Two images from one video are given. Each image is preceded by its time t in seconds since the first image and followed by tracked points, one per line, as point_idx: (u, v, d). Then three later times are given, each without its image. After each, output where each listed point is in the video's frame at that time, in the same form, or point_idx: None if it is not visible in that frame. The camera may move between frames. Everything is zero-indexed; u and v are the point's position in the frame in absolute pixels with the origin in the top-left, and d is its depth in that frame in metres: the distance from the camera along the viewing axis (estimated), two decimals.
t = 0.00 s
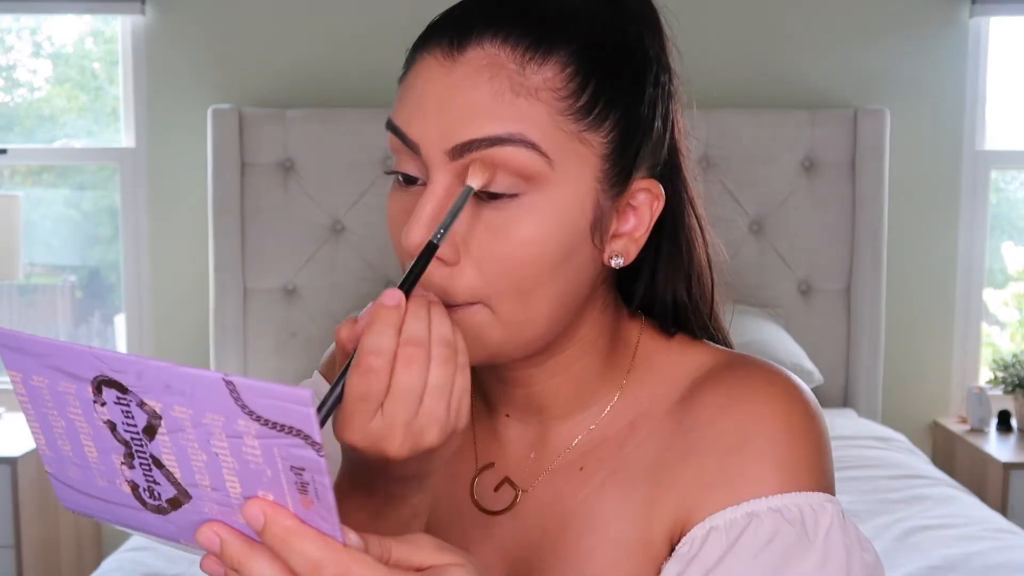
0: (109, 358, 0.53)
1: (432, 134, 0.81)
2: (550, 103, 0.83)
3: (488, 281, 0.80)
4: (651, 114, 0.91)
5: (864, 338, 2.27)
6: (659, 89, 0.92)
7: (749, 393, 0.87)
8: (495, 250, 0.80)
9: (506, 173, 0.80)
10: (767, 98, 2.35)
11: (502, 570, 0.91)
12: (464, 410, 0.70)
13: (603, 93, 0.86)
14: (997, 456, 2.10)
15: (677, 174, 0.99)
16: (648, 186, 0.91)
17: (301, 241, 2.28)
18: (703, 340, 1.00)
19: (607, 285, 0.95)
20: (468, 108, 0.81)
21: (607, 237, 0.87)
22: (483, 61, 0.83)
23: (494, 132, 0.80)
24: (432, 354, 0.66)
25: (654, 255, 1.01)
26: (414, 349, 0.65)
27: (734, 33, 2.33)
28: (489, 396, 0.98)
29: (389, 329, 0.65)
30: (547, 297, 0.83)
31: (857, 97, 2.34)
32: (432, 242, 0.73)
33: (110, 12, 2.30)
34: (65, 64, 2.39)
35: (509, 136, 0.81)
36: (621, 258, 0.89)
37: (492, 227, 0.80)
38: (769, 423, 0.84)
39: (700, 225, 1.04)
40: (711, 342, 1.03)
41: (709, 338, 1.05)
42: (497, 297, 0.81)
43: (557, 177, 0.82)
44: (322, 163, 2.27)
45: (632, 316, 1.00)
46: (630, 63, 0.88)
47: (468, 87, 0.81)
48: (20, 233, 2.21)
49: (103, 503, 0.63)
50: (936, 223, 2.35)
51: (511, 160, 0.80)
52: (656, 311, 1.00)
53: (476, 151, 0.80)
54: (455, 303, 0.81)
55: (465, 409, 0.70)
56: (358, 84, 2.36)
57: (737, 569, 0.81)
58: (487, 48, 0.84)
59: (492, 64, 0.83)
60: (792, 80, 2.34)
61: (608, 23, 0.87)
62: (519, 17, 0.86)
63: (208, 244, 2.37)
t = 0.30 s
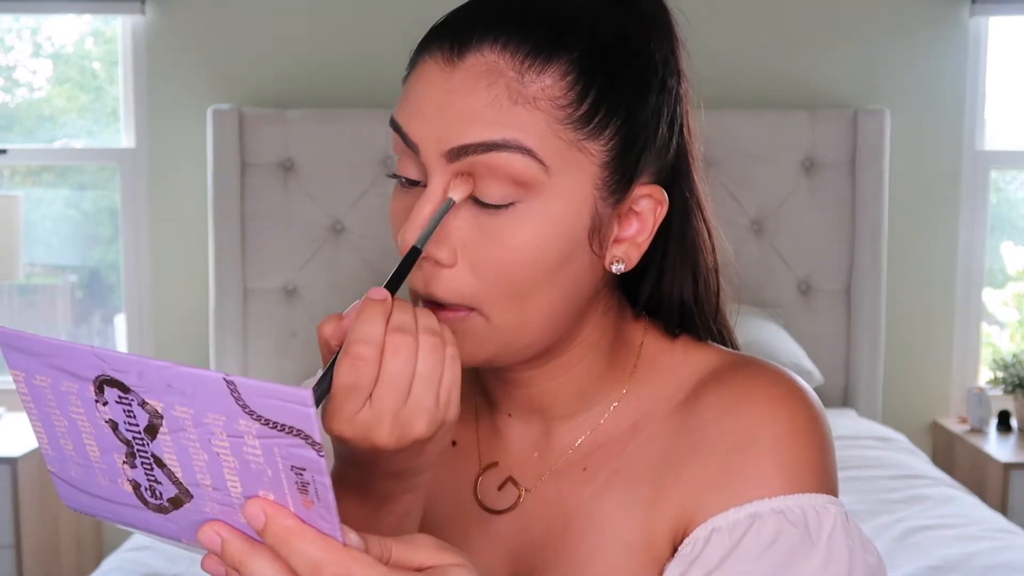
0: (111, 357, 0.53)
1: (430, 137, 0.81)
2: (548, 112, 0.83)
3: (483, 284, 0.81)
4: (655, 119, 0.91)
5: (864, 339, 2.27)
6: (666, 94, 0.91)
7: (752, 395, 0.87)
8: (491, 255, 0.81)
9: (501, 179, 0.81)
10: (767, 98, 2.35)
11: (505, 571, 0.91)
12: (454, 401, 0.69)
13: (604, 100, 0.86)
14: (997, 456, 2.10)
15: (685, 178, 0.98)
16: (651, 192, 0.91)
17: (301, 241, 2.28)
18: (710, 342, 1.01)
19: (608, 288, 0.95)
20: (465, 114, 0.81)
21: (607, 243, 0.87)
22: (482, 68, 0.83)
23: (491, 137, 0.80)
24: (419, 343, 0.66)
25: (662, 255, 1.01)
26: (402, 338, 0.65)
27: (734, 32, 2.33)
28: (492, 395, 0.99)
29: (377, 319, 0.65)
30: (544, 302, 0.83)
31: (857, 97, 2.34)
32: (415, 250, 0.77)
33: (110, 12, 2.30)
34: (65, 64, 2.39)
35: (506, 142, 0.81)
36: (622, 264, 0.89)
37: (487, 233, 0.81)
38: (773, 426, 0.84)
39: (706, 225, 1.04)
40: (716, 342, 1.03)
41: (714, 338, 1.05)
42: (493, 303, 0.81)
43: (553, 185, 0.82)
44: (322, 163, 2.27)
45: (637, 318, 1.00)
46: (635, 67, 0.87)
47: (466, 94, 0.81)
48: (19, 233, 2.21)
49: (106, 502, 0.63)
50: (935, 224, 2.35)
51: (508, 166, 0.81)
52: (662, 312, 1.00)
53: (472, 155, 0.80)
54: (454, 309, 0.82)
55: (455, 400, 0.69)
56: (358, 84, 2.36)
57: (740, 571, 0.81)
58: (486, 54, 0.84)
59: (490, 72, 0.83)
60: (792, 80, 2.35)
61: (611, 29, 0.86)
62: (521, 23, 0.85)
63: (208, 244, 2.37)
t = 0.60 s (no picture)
0: (120, 349, 0.53)
1: (426, 137, 0.81)
2: (543, 113, 0.83)
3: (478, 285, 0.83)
4: (655, 119, 0.90)
5: (864, 339, 2.27)
6: (666, 94, 0.90)
7: (753, 391, 0.87)
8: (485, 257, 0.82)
9: (496, 181, 0.81)
10: (767, 98, 2.35)
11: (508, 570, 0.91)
12: (513, 416, 0.71)
13: (600, 101, 0.85)
14: (997, 457, 2.10)
15: (689, 178, 0.96)
16: (650, 194, 0.90)
17: (301, 241, 2.28)
18: (711, 341, 1.00)
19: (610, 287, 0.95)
20: (460, 116, 0.81)
21: (602, 244, 0.87)
22: (477, 69, 0.83)
23: (484, 139, 0.81)
24: (490, 357, 0.67)
25: (664, 255, 0.99)
26: (476, 350, 0.66)
27: (734, 32, 2.33)
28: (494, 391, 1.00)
29: (451, 328, 0.66)
30: (535, 302, 0.85)
31: (857, 97, 2.34)
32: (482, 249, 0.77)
33: (110, 12, 2.30)
34: (65, 64, 2.39)
35: (500, 144, 0.81)
36: (618, 265, 0.88)
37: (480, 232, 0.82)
38: (775, 423, 0.83)
39: (707, 222, 1.02)
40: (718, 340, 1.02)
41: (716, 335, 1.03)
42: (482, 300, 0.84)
43: (546, 185, 0.83)
44: (322, 163, 2.27)
45: (638, 317, 0.99)
46: (633, 68, 0.87)
47: (462, 96, 0.82)
48: (19, 233, 2.21)
49: (113, 495, 0.63)
50: (935, 224, 2.36)
51: (501, 167, 0.81)
52: (664, 311, 0.99)
53: (466, 157, 0.81)
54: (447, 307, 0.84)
55: (514, 413, 0.71)
56: (358, 83, 2.36)
57: (741, 566, 0.81)
58: (482, 55, 0.84)
59: (485, 73, 0.83)
60: (792, 80, 2.35)
61: (608, 29, 0.85)
62: (518, 23, 0.85)
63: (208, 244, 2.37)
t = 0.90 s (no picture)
0: (120, 348, 0.53)
1: (422, 138, 0.82)
2: (536, 114, 0.83)
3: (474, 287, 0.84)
4: (652, 119, 0.90)
5: (864, 339, 2.27)
6: (662, 94, 0.90)
7: (753, 389, 0.87)
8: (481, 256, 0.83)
9: (490, 180, 0.81)
10: (767, 98, 2.35)
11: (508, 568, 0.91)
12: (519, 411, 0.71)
13: (594, 101, 0.85)
14: (997, 457, 2.10)
15: (687, 177, 0.96)
16: (646, 194, 0.90)
17: (301, 242, 2.28)
18: (711, 340, 0.99)
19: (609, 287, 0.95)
20: (455, 116, 0.81)
21: (598, 243, 0.87)
22: (471, 70, 0.83)
23: (479, 140, 0.81)
24: (494, 356, 0.67)
25: (663, 254, 0.99)
26: (479, 350, 0.66)
27: (734, 32, 2.33)
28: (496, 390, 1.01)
29: (454, 329, 0.66)
30: (531, 302, 0.85)
31: (857, 97, 2.34)
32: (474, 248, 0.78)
33: (110, 12, 2.30)
34: (65, 64, 2.39)
35: (494, 145, 0.81)
36: (615, 264, 0.88)
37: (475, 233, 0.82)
38: (773, 421, 0.83)
39: (707, 220, 1.01)
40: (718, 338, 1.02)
41: (716, 334, 1.03)
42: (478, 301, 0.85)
43: (540, 186, 0.83)
44: (322, 163, 2.27)
45: (638, 316, 0.99)
46: (628, 67, 0.86)
47: (456, 96, 0.82)
48: (20, 232, 2.21)
49: (113, 494, 0.63)
50: (935, 224, 2.36)
51: (495, 167, 0.81)
52: (664, 310, 0.99)
53: (460, 157, 0.81)
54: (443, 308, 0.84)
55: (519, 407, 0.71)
56: (358, 83, 2.36)
57: (741, 564, 0.81)
58: (476, 56, 0.84)
59: (479, 74, 0.83)
60: (792, 80, 2.35)
61: (602, 29, 0.85)
62: (512, 24, 0.85)
63: (208, 244, 2.37)
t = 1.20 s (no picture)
0: (118, 347, 0.53)
1: (418, 136, 0.81)
2: (532, 111, 0.83)
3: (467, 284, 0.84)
4: (647, 117, 0.90)
5: (864, 339, 2.27)
6: (657, 93, 0.90)
7: (751, 385, 0.87)
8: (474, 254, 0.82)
9: (486, 178, 0.81)
10: (767, 98, 2.35)
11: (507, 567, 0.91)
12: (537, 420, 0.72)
13: (589, 99, 0.85)
14: (997, 457, 2.10)
15: (684, 176, 0.96)
16: (642, 192, 0.90)
17: (301, 242, 2.28)
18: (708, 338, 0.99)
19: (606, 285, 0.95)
20: (450, 115, 0.81)
21: (594, 241, 0.87)
22: (466, 69, 0.83)
23: (475, 137, 0.81)
24: (517, 365, 0.68)
25: (660, 251, 0.99)
26: (503, 358, 0.67)
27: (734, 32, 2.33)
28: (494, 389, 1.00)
29: (481, 337, 0.66)
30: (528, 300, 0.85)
31: (856, 97, 2.35)
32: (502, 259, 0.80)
33: (110, 12, 2.30)
34: (65, 64, 2.39)
35: (490, 142, 0.81)
36: (611, 262, 0.88)
37: (471, 230, 0.82)
38: (774, 418, 0.83)
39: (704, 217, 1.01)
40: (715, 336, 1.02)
41: (714, 332, 1.03)
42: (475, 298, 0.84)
43: (536, 183, 0.83)
44: (321, 163, 2.27)
45: (635, 315, 0.99)
46: (623, 66, 0.87)
47: (451, 95, 0.82)
48: (20, 233, 2.21)
49: (112, 495, 0.63)
50: (935, 224, 2.36)
51: (491, 165, 0.81)
52: (661, 309, 0.99)
53: (457, 155, 0.80)
54: (438, 305, 0.84)
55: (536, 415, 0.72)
56: (357, 83, 2.36)
57: (739, 560, 0.81)
58: (472, 55, 0.84)
59: (474, 72, 0.83)
60: (792, 80, 2.35)
61: (597, 28, 0.85)
62: (507, 23, 0.85)
63: (208, 244, 2.37)
